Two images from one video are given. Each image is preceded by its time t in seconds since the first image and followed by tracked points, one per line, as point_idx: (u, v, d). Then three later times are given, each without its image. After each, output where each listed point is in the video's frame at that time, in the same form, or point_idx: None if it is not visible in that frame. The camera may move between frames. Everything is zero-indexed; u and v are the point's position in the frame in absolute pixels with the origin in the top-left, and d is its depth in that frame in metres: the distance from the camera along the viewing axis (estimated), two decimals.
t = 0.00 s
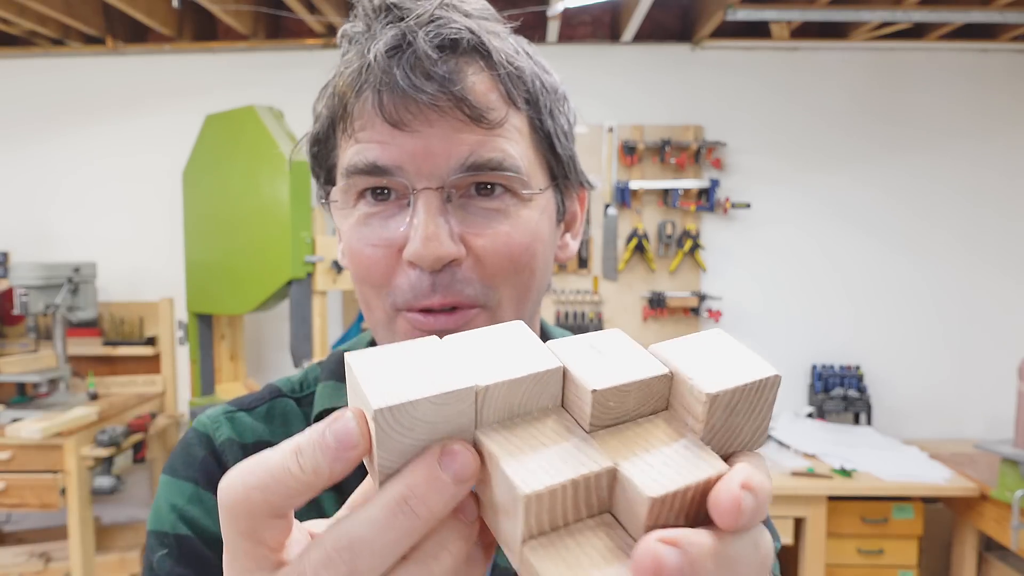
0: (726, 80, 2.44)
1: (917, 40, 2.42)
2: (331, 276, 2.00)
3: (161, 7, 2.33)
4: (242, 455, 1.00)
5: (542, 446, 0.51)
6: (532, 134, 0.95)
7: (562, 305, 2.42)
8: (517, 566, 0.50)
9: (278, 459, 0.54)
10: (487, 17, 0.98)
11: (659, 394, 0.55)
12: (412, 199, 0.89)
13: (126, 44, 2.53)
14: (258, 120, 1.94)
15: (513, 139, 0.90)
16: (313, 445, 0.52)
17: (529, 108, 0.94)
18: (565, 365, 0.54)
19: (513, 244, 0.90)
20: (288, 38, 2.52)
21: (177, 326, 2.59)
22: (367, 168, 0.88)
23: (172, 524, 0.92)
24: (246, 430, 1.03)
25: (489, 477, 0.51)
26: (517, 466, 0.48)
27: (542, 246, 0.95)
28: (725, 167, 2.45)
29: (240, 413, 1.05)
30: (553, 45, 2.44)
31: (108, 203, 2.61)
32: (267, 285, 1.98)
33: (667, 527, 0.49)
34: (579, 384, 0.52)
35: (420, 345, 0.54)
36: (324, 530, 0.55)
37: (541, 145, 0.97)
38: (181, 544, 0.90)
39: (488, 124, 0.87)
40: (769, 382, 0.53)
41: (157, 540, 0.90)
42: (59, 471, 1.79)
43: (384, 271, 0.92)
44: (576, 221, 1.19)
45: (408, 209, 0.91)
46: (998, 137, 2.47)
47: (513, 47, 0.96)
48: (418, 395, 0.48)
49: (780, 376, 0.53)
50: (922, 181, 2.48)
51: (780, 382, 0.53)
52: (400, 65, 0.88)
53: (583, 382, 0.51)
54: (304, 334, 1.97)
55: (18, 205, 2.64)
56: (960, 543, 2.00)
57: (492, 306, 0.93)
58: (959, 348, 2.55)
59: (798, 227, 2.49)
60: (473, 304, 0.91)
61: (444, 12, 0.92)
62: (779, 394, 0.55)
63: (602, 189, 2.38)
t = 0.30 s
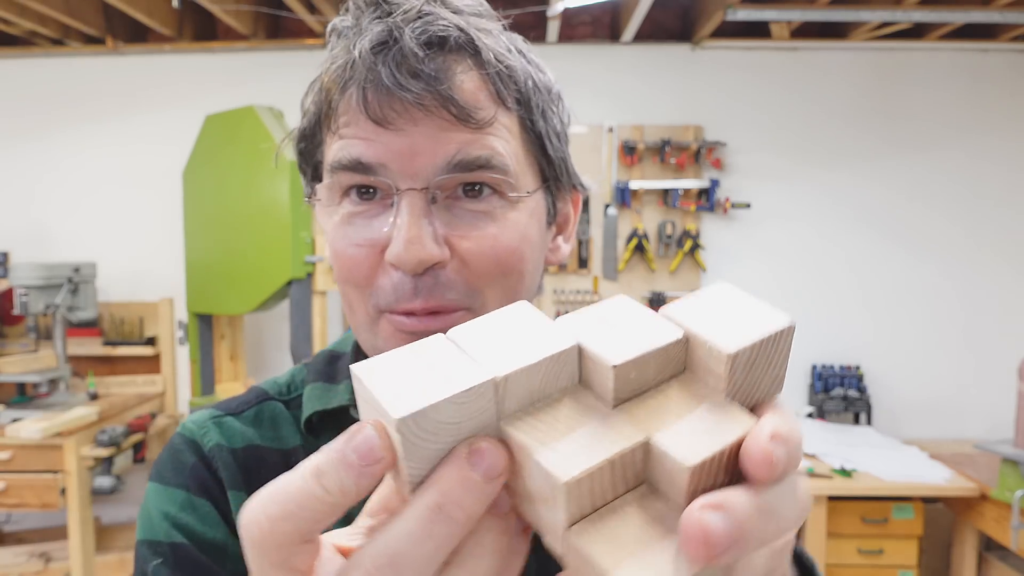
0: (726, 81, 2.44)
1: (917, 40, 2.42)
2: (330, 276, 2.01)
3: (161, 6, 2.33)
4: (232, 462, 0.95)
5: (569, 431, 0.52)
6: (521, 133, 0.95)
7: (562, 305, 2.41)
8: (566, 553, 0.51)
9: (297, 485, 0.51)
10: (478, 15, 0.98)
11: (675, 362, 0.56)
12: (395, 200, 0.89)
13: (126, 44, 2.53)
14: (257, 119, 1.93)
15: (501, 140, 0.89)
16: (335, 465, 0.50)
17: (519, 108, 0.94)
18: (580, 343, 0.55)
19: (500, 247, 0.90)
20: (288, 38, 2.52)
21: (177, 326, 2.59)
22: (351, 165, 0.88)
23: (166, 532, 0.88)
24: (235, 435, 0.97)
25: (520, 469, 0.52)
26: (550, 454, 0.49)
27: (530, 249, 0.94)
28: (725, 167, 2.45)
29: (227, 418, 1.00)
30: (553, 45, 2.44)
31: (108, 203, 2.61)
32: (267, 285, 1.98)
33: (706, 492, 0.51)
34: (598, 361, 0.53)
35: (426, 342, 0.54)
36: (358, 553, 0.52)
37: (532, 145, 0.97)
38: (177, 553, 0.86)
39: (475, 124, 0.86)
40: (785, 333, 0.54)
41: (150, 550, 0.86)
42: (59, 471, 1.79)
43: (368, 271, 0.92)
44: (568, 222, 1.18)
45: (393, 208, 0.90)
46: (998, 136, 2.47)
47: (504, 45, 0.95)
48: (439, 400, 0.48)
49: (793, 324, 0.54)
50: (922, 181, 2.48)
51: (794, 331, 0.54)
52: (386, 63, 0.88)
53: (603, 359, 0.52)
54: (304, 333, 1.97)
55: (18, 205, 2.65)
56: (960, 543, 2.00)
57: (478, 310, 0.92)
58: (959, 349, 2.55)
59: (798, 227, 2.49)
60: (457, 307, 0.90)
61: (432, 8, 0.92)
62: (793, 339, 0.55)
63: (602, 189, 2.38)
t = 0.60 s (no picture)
0: (726, 81, 2.45)
1: (917, 40, 2.42)
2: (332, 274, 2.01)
3: (161, 6, 2.33)
4: (218, 470, 0.91)
5: (647, 408, 0.51)
6: (500, 132, 0.95)
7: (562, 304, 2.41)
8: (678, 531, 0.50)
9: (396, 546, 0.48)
10: (456, 14, 0.99)
11: (714, 314, 0.57)
12: (372, 199, 0.88)
13: (126, 44, 2.52)
14: (258, 119, 1.94)
15: (480, 139, 0.89)
16: (434, 517, 0.47)
17: (497, 108, 0.94)
18: (630, 321, 0.54)
19: (478, 248, 0.88)
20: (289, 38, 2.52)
21: (177, 326, 2.59)
22: (327, 162, 0.87)
23: (157, 544, 0.85)
24: (219, 442, 0.94)
25: (605, 459, 0.50)
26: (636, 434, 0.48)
27: (509, 250, 0.93)
28: (725, 167, 2.46)
29: (209, 425, 0.97)
30: (553, 45, 2.44)
31: (108, 203, 2.61)
32: (267, 285, 1.98)
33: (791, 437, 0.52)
34: (654, 333, 0.53)
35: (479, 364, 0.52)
36: None
37: (511, 145, 0.97)
38: (170, 563, 0.83)
39: (453, 123, 0.86)
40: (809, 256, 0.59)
41: (141, 563, 0.84)
42: (59, 471, 1.79)
43: (344, 272, 0.89)
44: (547, 223, 1.17)
45: (369, 209, 0.89)
46: (998, 136, 2.47)
47: (481, 44, 0.96)
48: (527, 426, 0.46)
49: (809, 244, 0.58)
50: (923, 181, 2.48)
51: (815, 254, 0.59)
52: (362, 61, 0.88)
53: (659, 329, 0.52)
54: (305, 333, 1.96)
55: (18, 205, 2.65)
56: (960, 543, 2.00)
57: (457, 311, 0.89)
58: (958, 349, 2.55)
59: (798, 228, 2.49)
60: (434, 308, 0.88)
61: (409, 6, 0.93)
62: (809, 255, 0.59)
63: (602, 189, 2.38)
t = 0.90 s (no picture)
0: (726, 81, 2.44)
1: (916, 40, 2.42)
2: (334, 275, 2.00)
3: (161, 6, 2.33)
4: (206, 473, 0.91)
5: (675, 408, 0.52)
6: (487, 132, 0.95)
7: (562, 304, 2.41)
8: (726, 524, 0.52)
9: None
10: (442, 14, 0.99)
11: (715, 302, 0.58)
12: (359, 199, 0.87)
13: (126, 44, 2.52)
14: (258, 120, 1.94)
15: (467, 138, 0.90)
16: (494, 565, 0.47)
17: (484, 107, 0.95)
18: (640, 325, 0.54)
19: (467, 246, 0.88)
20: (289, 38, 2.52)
21: (178, 326, 2.59)
22: (313, 161, 0.87)
23: (145, 549, 0.84)
24: (207, 446, 0.94)
25: (641, 467, 0.51)
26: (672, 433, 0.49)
27: (498, 249, 0.93)
28: (725, 167, 2.46)
29: (196, 429, 0.96)
30: (553, 45, 2.44)
31: (108, 203, 2.61)
32: (266, 286, 1.99)
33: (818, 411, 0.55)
34: (667, 333, 0.53)
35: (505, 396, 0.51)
36: None
37: (497, 144, 0.98)
38: (159, 567, 0.82)
39: (440, 122, 0.86)
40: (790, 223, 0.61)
41: (129, 568, 0.82)
42: (59, 471, 1.79)
43: (330, 271, 0.88)
44: (533, 223, 1.17)
45: (356, 208, 0.88)
46: (998, 136, 2.47)
47: (468, 43, 0.97)
48: (573, 457, 0.46)
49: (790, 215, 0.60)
50: (922, 181, 2.48)
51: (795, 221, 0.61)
52: (348, 60, 0.88)
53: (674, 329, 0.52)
54: (304, 334, 1.96)
55: (18, 205, 2.64)
56: (960, 543, 2.00)
57: (448, 308, 0.89)
58: (958, 348, 2.55)
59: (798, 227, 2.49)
60: (425, 305, 0.87)
61: (395, 5, 0.94)
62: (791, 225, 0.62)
63: (602, 190, 2.38)
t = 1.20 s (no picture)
0: (726, 81, 2.44)
1: (917, 40, 2.42)
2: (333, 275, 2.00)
3: (161, 7, 2.33)
4: (198, 475, 0.91)
5: (673, 413, 0.51)
6: (479, 135, 0.95)
7: (562, 305, 2.41)
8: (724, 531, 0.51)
9: None
10: (434, 17, 0.99)
11: (713, 309, 0.59)
12: (352, 204, 0.87)
13: (126, 44, 2.52)
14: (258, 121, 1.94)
15: (459, 142, 0.90)
16: (488, 564, 0.47)
17: (477, 110, 0.95)
18: (638, 330, 0.54)
19: (459, 250, 0.88)
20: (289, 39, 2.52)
21: (178, 326, 2.59)
22: (306, 167, 0.87)
23: (138, 551, 0.84)
24: (199, 448, 0.94)
25: (637, 470, 0.50)
26: (666, 438, 0.49)
27: (490, 252, 0.93)
28: (725, 167, 2.46)
29: (189, 431, 0.96)
30: (553, 45, 2.44)
31: (108, 203, 2.61)
32: (267, 287, 1.99)
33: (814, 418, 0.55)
34: (666, 339, 0.53)
35: (503, 395, 0.52)
36: None
37: (490, 147, 0.97)
38: (152, 569, 0.83)
39: (431, 126, 0.86)
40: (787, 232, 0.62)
41: (122, 571, 0.82)
42: (59, 471, 1.79)
43: (323, 277, 0.88)
44: (527, 223, 1.16)
45: (349, 213, 0.88)
46: (998, 136, 2.47)
47: (459, 46, 0.96)
48: (569, 455, 0.46)
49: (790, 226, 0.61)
50: (923, 181, 2.48)
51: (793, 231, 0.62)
52: (340, 64, 0.88)
53: (671, 335, 0.52)
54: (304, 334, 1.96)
55: (18, 205, 2.64)
56: (960, 543, 2.00)
57: (440, 313, 0.89)
58: (959, 348, 2.55)
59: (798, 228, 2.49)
60: (418, 310, 0.87)
61: (386, 8, 0.93)
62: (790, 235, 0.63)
63: (602, 190, 2.38)
